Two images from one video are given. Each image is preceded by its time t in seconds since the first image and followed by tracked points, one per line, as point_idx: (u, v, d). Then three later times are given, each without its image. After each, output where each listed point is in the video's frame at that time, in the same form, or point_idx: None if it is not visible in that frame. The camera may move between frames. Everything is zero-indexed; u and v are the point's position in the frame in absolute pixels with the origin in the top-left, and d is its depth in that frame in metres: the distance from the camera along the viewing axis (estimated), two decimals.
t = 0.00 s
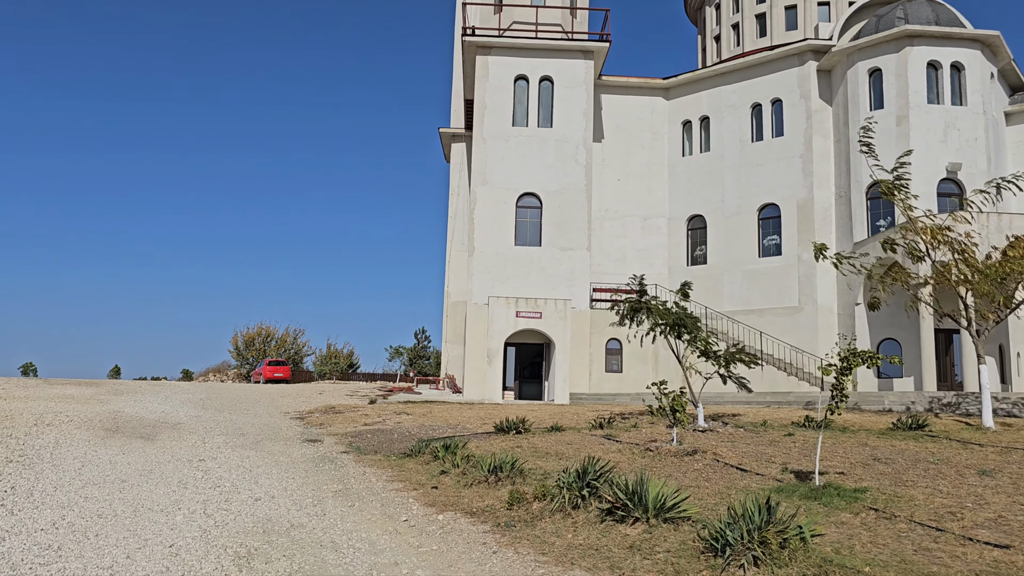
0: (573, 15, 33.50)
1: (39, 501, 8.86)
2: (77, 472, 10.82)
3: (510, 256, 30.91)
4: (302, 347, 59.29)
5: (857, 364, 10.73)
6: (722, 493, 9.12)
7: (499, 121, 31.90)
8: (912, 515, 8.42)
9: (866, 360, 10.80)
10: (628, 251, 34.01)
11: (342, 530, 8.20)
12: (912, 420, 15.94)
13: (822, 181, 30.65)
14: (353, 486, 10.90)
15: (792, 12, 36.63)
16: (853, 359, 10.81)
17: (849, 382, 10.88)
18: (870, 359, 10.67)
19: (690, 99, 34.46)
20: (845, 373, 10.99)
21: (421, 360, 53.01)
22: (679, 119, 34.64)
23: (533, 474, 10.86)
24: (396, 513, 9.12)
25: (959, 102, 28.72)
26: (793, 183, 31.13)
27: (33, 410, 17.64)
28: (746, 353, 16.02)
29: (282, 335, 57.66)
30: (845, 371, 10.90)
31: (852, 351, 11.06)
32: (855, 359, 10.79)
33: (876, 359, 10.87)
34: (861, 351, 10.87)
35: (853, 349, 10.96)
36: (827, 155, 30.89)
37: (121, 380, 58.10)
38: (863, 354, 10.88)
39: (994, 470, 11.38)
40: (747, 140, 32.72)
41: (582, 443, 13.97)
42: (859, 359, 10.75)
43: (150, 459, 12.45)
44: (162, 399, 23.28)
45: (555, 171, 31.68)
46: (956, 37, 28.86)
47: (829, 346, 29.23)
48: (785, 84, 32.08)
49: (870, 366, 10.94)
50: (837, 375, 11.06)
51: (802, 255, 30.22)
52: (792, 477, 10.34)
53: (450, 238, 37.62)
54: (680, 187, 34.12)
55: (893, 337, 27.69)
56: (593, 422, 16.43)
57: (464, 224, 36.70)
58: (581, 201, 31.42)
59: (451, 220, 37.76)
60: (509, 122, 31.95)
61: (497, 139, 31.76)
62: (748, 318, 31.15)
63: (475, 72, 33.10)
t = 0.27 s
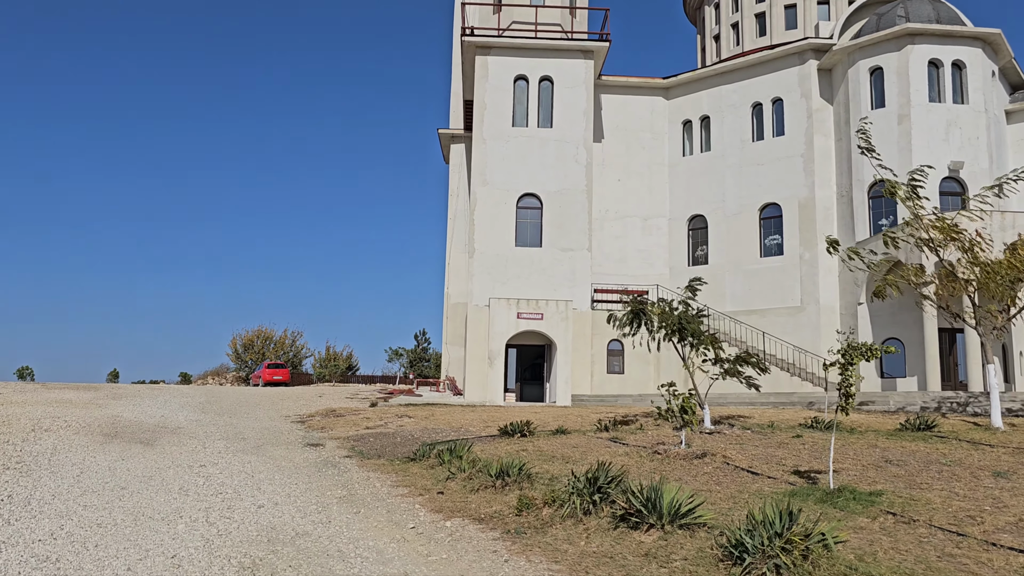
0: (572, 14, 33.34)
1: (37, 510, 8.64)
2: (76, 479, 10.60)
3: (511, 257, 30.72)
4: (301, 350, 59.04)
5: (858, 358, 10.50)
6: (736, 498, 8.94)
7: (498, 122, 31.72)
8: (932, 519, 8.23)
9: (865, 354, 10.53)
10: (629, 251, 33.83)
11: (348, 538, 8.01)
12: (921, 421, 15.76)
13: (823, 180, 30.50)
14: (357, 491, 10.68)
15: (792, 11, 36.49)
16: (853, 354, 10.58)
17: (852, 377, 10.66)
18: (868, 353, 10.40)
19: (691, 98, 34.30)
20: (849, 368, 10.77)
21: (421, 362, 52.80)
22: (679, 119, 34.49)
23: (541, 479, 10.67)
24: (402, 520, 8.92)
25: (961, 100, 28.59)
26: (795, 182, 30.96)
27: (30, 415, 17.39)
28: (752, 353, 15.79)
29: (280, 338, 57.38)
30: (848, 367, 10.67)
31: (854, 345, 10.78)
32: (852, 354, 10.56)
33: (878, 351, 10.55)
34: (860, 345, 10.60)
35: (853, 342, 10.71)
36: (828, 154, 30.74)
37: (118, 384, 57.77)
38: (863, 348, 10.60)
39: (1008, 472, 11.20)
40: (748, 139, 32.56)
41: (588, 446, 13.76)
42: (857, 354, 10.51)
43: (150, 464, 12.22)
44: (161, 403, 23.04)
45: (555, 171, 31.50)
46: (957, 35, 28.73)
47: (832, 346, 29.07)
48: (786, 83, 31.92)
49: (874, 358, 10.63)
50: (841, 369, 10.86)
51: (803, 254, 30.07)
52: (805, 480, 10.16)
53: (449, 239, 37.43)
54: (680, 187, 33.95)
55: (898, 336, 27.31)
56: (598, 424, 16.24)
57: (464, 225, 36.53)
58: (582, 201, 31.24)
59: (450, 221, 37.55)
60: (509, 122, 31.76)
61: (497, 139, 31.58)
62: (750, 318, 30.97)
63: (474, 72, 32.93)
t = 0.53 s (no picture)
0: (575, 15, 33.21)
1: (36, 518, 8.48)
2: (77, 485, 10.44)
3: (514, 259, 30.57)
4: (303, 352, 58.91)
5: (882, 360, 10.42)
6: (752, 504, 8.75)
7: (501, 123, 31.57)
8: (953, 526, 8.04)
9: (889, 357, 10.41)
10: (633, 252, 33.65)
11: (356, 547, 7.83)
12: (932, 423, 15.54)
13: (829, 181, 30.30)
14: (364, 497, 10.52)
15: (796, 12, 36.32)
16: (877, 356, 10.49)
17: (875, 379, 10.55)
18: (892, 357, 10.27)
19: (694, 99, 34.15)
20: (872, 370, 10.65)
21: (423, 364, 52.64)
22: (683, 120, 34.33)
23: (551, 484, 10.49)
24: (411, 527, 8.74)
25: (966, 100, 28.39)
26: (800, 183, 30.77)
27: (31, 420, 17.23)
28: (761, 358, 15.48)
29: (283, 340, 57.24)
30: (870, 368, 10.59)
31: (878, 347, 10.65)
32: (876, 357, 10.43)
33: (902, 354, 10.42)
34: (883, 348, 10.47)
35: (877, 345, 10.58)
36: (833, 154, 30.54)
37: (120, 387, 57.62)
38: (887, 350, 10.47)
39: None
40: (752, 140, 32.39)
41: (596, 450, 13.57)
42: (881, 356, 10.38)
43: (153, 470, 12.06)
44: (163, 407, 22.90)
45: (559, 172, 31.34)
46: (963, 35, 28.54)
47: (838, 348, 28.87)
48: (790, 83, 31.75)
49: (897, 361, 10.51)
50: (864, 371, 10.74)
51: (809, 255, 29.88)
52: (820, 485, 9.97)
53: (452, 241, 37.29)
54: (684, 188, 33.78)
55: (904, 338, 27.09)
56: (606, 427, 16.05)
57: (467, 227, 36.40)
58: (585, 202, 31.08)
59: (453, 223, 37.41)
60: (512, 124, 31.62)
61: (500, 141, 31.44)
62: (755, 320, 30.78)
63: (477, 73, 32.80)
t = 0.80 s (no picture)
0: (583, 15, 33.05)
1: (40, 521, 8.30)
2: (83, 487, 10.29)
3: (522, 260, 30.39)
4: (308, 354, 58.79)
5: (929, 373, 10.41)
6: (772, 509, 8.53)
7: (509, 123, 31.41)
8: (980, 532, 7.81)
9: (937, 370, 10.44)
10: (640, 254, 33.44)
11: (367, 551, 7.64)
12: (949, 427, 15.28)
13: (839, 182, 30.03)
14: (374, 501, 10.32)
15: (805, 12, 36.08)
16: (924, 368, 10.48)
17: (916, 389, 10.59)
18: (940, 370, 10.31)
19: (703, 99, 33.94)
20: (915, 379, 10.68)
21: (429, 366, 52.45)
22: (691, 120, 34.12)
23: (564, 487, 10.29)
24: (422, 532, 8.55)
25: (978, 100, 28.11)
26: (809, 183, 30.51)
27: (36, 421, 17.11)
28: (777, 358, 15.42)
29: (288, 342, 57.13)
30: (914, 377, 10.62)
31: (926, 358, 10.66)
32: (924, 368, 10.43)
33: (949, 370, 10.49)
34: (932, 360, 10.48)
35: (925, 356, 10.58)
36: (843, 155, 30.27)
37: (125, 388, 57.57)
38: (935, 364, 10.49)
39: None
40: (761, 140, 32.15)
41: (608, 453, 13.37)
42: (930, 368, 10.40)
43: (158, 472, 11.89)
44: (169, 408, 22.76)
45: (567, 173, 31.16)
46: (975, 34, 28.26)
47: (848, 351, 28.58)
48: (799, 84, 31.51)
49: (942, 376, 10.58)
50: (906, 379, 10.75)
51: (818, 257, 29.62)
52: (839, 489, 9.76)
53: (458, 241, 37.13)
54: (692, 189, 33.55)
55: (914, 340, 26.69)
56: (617, 430, 15.85)
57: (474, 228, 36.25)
58: (593, 203, 30.88)
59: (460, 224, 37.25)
60: (519, 124, 31.45)
61: (507, 141, 31.28)
62: (764, 322, 30.53)
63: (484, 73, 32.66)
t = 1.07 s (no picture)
0: (590, 14, 32.84)
1: (43, 525, 8.11)
2: (86, 490, 10.09)
3: (528, 260, 30.18)
4: (313, 354, 58.71)
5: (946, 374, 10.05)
6: (793, 517, 8.29)
7: (515, 122, 31.20)
8: (1009, 540, 7.55)
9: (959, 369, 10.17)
10: (648, 254, 33.19)
11: (377, 558, 7.43)
12: (965, 430, 15.01)
13: (848, 182, 29.73)
14: (382, 505, 10.12)
15: (813, 11, 35.81)
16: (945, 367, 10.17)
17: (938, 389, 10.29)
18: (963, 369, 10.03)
19: (710, 99, 33.68)
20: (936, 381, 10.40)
21: (433, 367, 52.29)
22: (698, 120, 33.87)
23: (576, 492, 10.07)
24: (432, 537, 8.33)
25: (990, 99, 27.81)
26: (818, 183, 30.21)
27: (39, 421, 16.95)
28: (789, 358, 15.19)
29: (292, 342, 57.03)
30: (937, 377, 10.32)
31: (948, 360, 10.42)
32: (947, 367, 10.20)
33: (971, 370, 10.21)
34: (955, 360, 10.24)
35: (947, 357, 10.34)
36: (852, 155, 29.97)
37: (130, 388, 57.53)
38: (957, 364, 10.23)
39: None
40: (770, 140, 31.88)
41: (619, 455, 13.14)
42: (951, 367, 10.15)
43: (163, 474, 11.71)
44: (173, 409, 22.61)
45: (573, 173, 30.93)
46: (987, 33, 27.96)
47: (858, 353, 28.29)
48: (808, 83, 31.22)
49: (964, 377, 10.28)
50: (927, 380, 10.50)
51: (828, 257, 29.33)
52: (859, 495, 9.51)
53: (463, 241, 36.94)
54: (700, 189, 33.29)
55: (925, 342, 26.51)
56: (627, 432, 15.63)
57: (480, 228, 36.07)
58: (600, 203, 30.65)
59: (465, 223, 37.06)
60: (526, 123, 31.24)
61: (514, 140, 31.08)
62: (773, 323, 30.26)
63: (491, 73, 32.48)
